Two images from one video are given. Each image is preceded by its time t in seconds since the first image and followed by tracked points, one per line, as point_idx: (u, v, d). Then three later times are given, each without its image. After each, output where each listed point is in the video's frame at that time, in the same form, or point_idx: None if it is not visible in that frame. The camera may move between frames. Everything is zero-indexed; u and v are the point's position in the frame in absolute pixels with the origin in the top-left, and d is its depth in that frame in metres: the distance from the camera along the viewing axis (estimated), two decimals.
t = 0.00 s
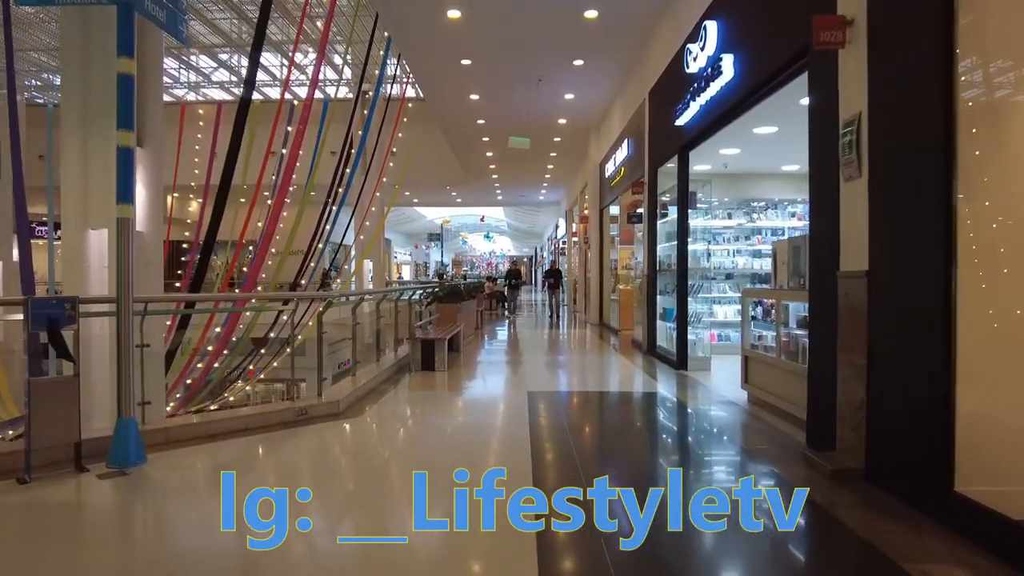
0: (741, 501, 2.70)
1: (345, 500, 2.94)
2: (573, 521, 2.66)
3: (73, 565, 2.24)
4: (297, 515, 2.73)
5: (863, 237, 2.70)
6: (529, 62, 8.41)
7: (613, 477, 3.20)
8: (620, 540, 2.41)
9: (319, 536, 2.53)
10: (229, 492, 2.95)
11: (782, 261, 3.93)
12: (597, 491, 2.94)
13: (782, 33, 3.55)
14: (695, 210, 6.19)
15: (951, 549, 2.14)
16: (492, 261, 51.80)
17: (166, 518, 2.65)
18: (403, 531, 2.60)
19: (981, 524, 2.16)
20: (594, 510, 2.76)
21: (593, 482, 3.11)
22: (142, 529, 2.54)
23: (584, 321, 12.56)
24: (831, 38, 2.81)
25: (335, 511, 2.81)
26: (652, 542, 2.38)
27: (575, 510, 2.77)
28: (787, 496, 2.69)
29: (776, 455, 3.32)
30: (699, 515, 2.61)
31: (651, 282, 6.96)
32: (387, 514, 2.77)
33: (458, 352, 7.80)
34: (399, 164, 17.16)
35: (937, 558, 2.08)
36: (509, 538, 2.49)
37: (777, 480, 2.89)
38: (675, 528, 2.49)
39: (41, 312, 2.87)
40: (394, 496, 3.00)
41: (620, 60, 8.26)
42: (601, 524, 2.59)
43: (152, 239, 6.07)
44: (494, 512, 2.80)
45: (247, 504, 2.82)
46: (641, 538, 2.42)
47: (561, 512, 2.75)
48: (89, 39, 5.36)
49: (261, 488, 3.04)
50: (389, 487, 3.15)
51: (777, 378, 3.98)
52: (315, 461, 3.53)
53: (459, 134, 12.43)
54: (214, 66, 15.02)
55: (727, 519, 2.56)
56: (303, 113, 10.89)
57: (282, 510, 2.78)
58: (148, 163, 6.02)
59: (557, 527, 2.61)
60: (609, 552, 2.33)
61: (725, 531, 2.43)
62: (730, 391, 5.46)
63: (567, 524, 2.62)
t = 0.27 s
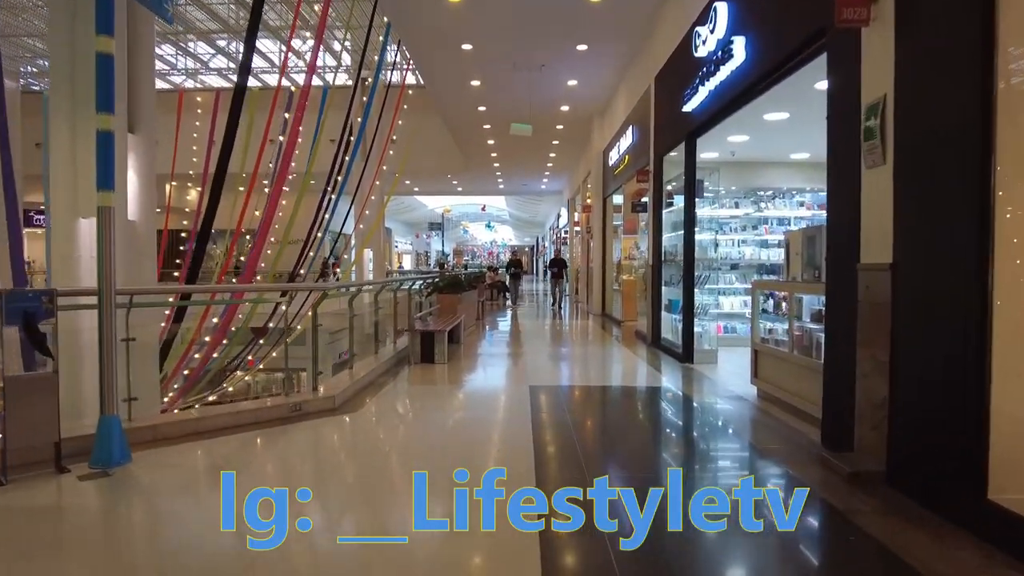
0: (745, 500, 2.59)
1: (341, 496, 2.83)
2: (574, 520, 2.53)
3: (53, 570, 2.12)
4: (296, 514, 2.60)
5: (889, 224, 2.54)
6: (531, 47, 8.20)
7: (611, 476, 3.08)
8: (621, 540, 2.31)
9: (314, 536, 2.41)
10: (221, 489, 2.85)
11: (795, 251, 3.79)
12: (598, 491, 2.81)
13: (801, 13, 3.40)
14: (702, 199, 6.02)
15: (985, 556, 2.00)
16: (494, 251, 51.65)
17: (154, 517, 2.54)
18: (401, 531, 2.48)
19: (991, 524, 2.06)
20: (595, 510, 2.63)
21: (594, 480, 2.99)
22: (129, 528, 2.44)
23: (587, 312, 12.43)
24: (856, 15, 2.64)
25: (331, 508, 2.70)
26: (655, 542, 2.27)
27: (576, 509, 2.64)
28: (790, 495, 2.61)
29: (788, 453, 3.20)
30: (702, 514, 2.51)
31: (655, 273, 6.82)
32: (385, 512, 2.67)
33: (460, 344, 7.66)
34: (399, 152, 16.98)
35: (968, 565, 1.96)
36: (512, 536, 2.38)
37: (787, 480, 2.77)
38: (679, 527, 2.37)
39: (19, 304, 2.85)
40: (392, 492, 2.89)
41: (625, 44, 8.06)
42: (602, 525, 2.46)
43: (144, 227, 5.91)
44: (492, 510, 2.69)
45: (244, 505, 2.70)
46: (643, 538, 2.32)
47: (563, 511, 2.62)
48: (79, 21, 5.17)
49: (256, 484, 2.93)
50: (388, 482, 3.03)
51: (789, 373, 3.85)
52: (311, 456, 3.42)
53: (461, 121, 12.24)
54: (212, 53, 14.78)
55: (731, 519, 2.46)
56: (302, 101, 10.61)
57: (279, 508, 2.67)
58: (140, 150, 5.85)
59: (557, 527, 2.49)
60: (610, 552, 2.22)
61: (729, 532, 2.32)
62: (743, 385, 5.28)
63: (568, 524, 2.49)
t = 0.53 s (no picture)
0: (745, 500, 2.45)
1: (339, 490, 2.71)
2: (573, 520, 2.41)
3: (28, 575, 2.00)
4: (296, 514, 2.47)
5: (917, 208, 2.35)
6: (532, 25, 7.96)
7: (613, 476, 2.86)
8: (621, 540, 2.21)
9: (313, 536, 2.30)
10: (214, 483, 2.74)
11: (807, 234, 3.64)
12: (597, 491, 2.63)
13: None
14: (709, 180, 5.83)
15: None
16: (494, 237, 51.45)
17: (143, 514, 2.43)
18: (402, 530, 2.36)
19: (1018, 519, 1.94)
20: (595, 510, 2.48)
21: (592, 480, 2.79)
22: (116, 526, 2.32)
23: (588, 297, 12.29)
24: None
25: (328, 504, 2.59)
26: (661, 542, 2.16)
27: (575, 509, 2.50)
28: (789, 495, 2.47)
29: (801, 444, 3.08)
30: (701, 514, 2.38)
31: (659, 258, 6.64)
32: (383, 508, 2.55)
33: (459, 331, 7.48)
34: (398, 135, 16.75)
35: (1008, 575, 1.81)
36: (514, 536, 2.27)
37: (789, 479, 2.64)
38: (678, 528, 2.25)
39: None
40: (391, 486, 2.78)
41: (629, 21, 7.81)
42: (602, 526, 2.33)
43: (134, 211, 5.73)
44: (493, 505, 2.58)
45: (244, 505, 2.54)
46: (644, 538, 2.21)
47: (562, 511, 2.47)
48: None
49: (250, 478, 2.82)
50: (387, 475, 2.92)
51: (801, 362, 3.69)
52: (306, 447, 3.30)
53: (460, 102, 11.99)
54: (207, 35, 14.47)
55: (732, 518, 2.33)
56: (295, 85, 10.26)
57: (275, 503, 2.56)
58: (128, 132, 5.66)
59: (557, 526, 2.37)
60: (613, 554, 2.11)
61: (732, 533, 2.20)
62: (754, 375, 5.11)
63: (567, 523, 2.37)
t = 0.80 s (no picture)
0: (744, 500, 2.45)
1: (341, 492, 2.70)
2: (573, 520, 2.40)
3: None
4: (296, 514, 2.49)
5: (943, 206, 2.18)
6: (532, 15, 7.77)
7: (613, 476, 2.83)
8: (620, 540, 2.21)
9: (314, 538, 2.31)
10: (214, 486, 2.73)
11: (817, 228, 3.45)
12: (597, 491, 2.61)
13: None
14: (714, 173, 5.64)
15: None
16: (496, 230, 51.36)
17: (142, 520, 2.41)
18: (402, 530, 2.37)
19: None
20: (595, 510, 2.47)
21: (592, 481, 2.75)
22: (108, 537, 2.28)
23: (590, 292, 12.17)
24: None
25: (328, 507, 2.58)
26: (662, 542, 2.17)
27: (575, 509, 2.48)
28: (786, 495, 2.48)
29: (805, 444, 3.04)
30: (700, 513, 2.38)
31: (663, 254, 6.46)
32: (384, 510, 2.54)
33: (457, 328, 7.30)
34: (397, 128, 16.58)
35: None
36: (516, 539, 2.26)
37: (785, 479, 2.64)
38: (678, 528, 2.26)
39: None
40: (390, 488, 2.76)
41: (631, 11, 7.62)
42: (602, 524, 2.33)
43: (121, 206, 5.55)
44: (494, 507, 2.56)
45: (240, 508, 2.53)
46: (644, 538, 2.22)
47: (562, 512, 2.46)
48: None
49: (250, 481, 2.80)
50: (387, 476, 2.91)
51: (812, 365, 3.52)
52: (299, 452, 3.20)
53: (459, 94, 11.82)
54: (203, 27, 14.24)
55: (731, 519, 2.33)
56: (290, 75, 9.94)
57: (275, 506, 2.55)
58: (114, 126, 5.47)
59: (557, 526, 2.36)
60: (613, 555, 2.11)
61: (731, 534, 2.21)
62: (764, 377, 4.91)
63: (567, 523, 2.37)
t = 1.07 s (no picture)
0: (744, 500, 2.40)
1: (341, 492, 2.64)
2: (573, 519, 2.34)
3: None
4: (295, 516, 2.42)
5: (976, 199, 2.02)
6: (534, 8, 7.61)
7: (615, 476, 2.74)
8: (620, 540, 2.16)
9: (307, 545, 2.21)
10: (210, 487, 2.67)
11: (830, 223, 3.32)
12: (597, 491, 2.54)
13: None
14: (721, 168, 5.47)
15: None
16: (498, 227, 51.21)
17: (134, 523, 2.36)
18: (402, 530, 2.31)
19: None
20: (595, 509, 2.40)
21: (592, 480, 2.67)
22: (85, 550, 2.16)
23: (592, 290, 12.03)
24: None
25: (328, 507, 2.52)
26: (664, 543, 2.12)
27: (575, 509, 2.41)
28: (786, 495, 2.44)
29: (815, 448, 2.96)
30: (700, 513, 2.34)
31: (667, 251, 6.29)
32: (384, 512, 2.48)
33: (457, 328, 7.12)
34: (397, 124, 16.44)
35: None
36: (517, 541, 2.20)
37: (784, 479, 2.60)
38: (678, 528, 2.21)
39: None
40: (391, 488, 2.70)
41: (635, 3, 7.46)
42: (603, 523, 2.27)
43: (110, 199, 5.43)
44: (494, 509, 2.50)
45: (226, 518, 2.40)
46: (644, 538, 2.16)
47: (562, 511, 2.40)
48: None
49: (247, 481, 2.75)
50: (388, 476, 2.85)
51: (826, 369, 3.36)
52: (290, 457, 3.08)
53: (460, 89, 11.67)
54: (202, 22, 14.08)
55: (730, 518, 2.29)
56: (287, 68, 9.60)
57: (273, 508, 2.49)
58: (101, 116, 5.36)
59: (556, 526, 2.30)
60: (613, 555, 2.06)
61: (732, 534, 2.16)
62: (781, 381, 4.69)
63: (567, 523, 2.31)
